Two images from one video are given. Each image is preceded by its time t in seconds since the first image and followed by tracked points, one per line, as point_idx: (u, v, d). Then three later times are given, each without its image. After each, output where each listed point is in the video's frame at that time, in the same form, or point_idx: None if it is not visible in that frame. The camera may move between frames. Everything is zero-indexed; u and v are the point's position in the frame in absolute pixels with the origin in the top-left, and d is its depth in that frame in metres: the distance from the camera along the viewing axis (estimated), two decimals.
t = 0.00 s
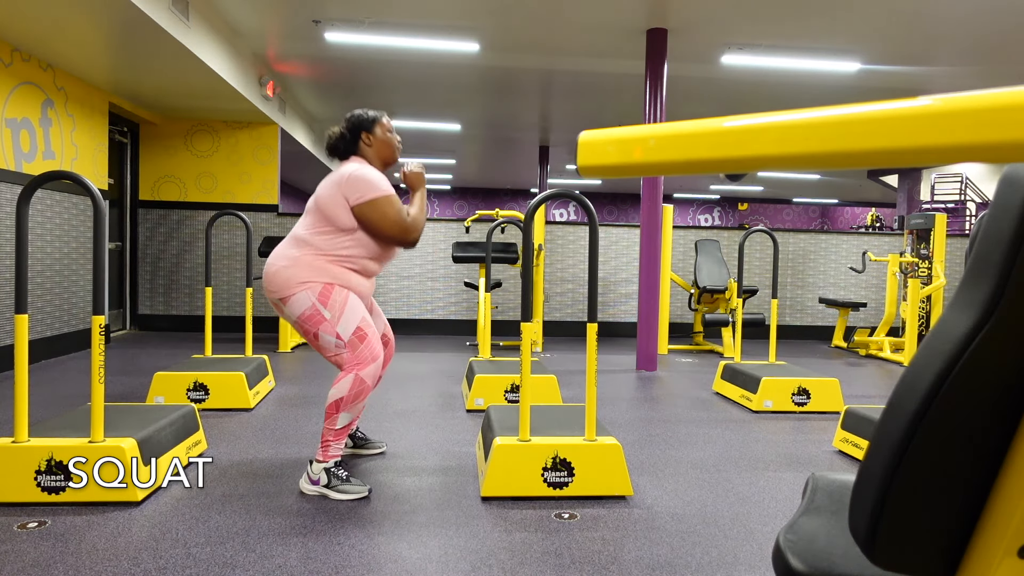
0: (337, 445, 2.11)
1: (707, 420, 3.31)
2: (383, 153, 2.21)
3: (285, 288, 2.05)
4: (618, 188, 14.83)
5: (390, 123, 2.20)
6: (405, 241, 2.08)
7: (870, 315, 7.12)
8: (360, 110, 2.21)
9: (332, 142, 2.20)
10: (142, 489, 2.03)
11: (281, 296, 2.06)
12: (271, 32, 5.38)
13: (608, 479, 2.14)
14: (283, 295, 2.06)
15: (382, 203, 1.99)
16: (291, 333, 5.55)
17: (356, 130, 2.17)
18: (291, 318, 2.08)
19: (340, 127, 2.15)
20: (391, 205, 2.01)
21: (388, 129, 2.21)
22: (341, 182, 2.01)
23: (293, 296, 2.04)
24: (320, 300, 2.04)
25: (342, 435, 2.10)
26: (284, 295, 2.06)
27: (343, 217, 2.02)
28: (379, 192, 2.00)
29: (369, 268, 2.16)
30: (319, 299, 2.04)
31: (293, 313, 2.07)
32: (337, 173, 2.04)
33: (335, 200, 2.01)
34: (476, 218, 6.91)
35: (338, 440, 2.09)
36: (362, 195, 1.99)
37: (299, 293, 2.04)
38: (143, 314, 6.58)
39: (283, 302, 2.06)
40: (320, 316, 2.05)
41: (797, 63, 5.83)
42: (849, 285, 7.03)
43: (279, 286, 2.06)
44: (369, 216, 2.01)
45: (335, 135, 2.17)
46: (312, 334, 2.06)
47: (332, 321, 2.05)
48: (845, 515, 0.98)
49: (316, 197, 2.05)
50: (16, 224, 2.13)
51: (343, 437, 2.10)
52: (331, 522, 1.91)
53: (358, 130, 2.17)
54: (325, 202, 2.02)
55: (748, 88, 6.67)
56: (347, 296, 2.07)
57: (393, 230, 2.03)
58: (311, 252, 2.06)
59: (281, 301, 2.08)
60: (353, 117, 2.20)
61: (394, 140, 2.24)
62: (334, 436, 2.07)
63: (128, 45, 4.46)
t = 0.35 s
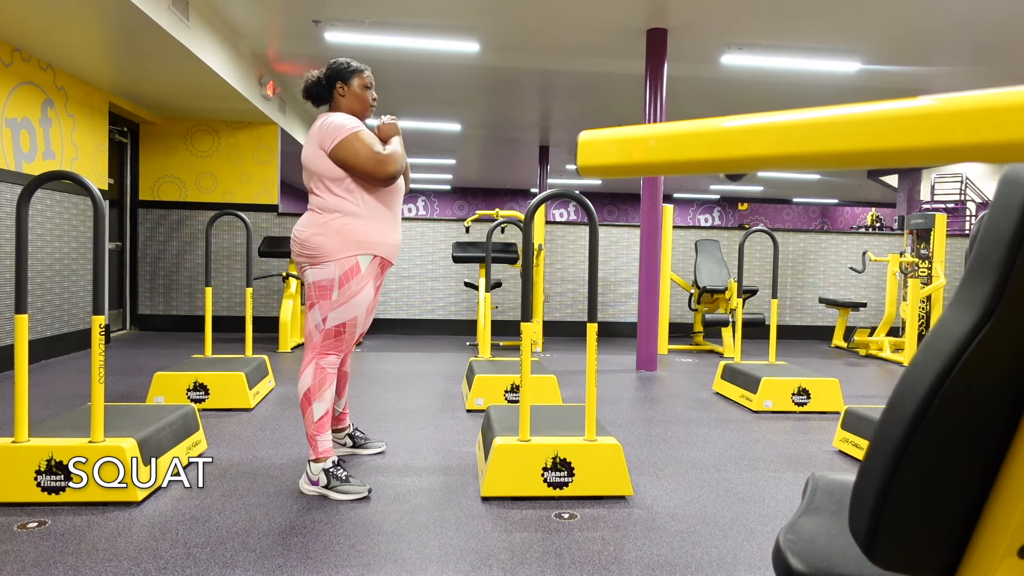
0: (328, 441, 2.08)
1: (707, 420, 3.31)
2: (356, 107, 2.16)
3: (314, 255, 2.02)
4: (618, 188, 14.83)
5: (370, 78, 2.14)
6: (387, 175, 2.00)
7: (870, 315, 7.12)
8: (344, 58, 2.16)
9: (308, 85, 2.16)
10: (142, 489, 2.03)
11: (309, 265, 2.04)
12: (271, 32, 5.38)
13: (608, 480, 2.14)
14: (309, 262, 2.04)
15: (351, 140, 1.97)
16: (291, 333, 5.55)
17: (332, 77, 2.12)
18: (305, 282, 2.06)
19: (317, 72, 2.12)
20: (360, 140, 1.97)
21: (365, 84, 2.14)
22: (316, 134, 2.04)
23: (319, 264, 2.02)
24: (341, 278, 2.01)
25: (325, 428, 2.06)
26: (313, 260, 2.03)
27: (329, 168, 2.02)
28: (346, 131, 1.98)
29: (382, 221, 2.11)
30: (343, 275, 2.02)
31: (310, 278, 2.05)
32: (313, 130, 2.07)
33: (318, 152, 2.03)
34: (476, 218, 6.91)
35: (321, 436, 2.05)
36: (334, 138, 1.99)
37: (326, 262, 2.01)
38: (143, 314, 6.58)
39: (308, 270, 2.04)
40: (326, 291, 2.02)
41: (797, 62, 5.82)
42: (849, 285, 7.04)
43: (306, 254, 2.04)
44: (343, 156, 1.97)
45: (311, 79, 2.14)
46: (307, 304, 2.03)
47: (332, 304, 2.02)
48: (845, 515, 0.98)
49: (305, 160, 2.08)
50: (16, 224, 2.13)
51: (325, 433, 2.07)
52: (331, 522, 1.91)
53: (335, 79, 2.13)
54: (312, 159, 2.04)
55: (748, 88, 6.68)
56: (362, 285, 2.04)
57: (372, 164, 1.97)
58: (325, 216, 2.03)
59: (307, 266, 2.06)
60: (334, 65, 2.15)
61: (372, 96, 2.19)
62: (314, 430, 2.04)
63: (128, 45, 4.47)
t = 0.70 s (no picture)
0: (359, 429, 2.10)
1: (707, 420, 3.31)
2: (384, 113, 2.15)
3: (335, 262, 2.04)
4: (618, 188, 14.84)
5: (403, 88, 2.11)
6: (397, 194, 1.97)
7: (870, 315, 7.12)
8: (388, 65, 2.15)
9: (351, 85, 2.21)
10: (142, 489, 2.03)
11: (334, 272, 2.05)
12: (271, 32, 5.38)
13: (608, 480, 2.14)
14: (334, 268, 2.05)
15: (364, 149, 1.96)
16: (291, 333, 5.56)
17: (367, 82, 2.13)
18: (335, 289, 2.07)
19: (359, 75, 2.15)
20: (378, 150, 1.96)
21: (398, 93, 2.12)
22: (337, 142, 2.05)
23: (344, 268, 2.03)
24: (372, 275, 2.03)
25: (363, 416, 2.09)
26: (336, 267, 2.04)
27: (347, 174, 2.03)
28: (369, 139, 1.97)
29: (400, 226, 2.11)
30: (371, 274, 2.03)
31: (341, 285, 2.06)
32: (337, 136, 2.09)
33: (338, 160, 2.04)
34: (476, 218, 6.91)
35: (355, 425, 2.08)
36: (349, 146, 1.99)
37: (350, 265, 2.02)
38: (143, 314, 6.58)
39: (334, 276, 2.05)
40: (368, 289, 2.03)
41: (796, 63, 5.83)
42: (849, 285, 7.03)
43: (328, 261, 2.05)
44: (359, 165, 1.97)
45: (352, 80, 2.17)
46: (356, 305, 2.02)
47: (377, 298, 2.03)
48: (845, 515, 0.98)
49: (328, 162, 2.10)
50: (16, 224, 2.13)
51: (360, 421, 2.09)
52: (331, 522, 1.90)
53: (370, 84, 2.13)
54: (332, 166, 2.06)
55: (748, 88, 6.68)
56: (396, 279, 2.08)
57: (385, 179, 1.95)
58: (344, 220, 2.04)
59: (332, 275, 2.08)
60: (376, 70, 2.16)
61: (404, 107, 2.16)
62: (354, 418, 2.07)
63: (128, 45, 4.47)
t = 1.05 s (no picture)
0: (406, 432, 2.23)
1: (707, 420, 3.31)
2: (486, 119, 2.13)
3: (413, 261, 2.03)
4: (618, 188, 14.85)
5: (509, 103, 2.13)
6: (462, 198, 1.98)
7: (870, 315, 7.12)
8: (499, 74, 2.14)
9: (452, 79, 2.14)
10: (142, 489, 2.03)
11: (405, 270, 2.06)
12: (271, 32, 5.38)
13: (608, 480, 2.14)
14: (405, 267, 2.05)
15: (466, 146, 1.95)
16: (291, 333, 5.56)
17: (478, 84, 2.09)
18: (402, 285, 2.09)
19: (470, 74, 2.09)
20: (468, 152, 1.94)
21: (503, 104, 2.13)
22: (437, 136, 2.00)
23: (419, 270, 2.04)
24: (439, 284, 2.05)
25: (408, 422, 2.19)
26: (411, 266, 2.04)
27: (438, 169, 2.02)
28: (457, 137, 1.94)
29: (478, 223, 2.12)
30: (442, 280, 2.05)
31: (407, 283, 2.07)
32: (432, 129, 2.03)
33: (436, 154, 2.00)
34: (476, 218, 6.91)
35: (403, 429, 2.19)
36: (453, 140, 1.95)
37: (424, 269, 2.03)
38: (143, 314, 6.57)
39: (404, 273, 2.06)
40: (428, 296, 2.06)
41: (796, 63, 5.83)
42: (849, 285, 7.04)
43: (401, 259, 2.05)
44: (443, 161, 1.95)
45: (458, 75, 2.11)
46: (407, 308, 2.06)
47: (432, 308, 2.07)
48: (845, 515, 0.98)
49: (418, 153, 2.06)
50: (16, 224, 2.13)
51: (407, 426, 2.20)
52: (331, 523, 1.90)
53: (480, 87, 2.10)
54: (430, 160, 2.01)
55: (748, 88, 6.68)
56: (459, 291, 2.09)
57: (458, 181, 1.95)
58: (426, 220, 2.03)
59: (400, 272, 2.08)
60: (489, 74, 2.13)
61: (503, 119, 2.17)
62: (401, 423, 2.16)
63: (127, 45, 4.46)
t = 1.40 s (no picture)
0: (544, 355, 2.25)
1: (707, 420, 3.31)
2: (549, 58, 2.19)
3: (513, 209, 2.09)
4: (618, 189, 14.86)
5: (559, 29, 2.17)
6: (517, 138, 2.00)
7: (870, 315, 7.12)
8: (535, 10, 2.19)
9: (503, 42, 2.22)
10: (142, 489, 2.03)
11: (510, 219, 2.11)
12: (271, 32, 5.38)
13: (608, 480, 2.14)
14: (512, 217, 2.11)
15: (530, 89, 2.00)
16: (292, 334, 5.56)
17: (525, 31, 2.16)
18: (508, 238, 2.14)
19: (513, 26, 2.16)
20: (528, 93, 2.00)
21: (555, 34, 2.19)
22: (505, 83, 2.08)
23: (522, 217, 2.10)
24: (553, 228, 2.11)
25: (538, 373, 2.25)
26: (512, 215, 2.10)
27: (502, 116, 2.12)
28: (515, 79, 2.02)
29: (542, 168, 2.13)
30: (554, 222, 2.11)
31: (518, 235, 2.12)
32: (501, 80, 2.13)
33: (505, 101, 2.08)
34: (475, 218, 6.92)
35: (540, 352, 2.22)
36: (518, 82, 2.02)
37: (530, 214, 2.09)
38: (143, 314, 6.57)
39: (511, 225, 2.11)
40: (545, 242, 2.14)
41: (796, 63, 5.83)
42: (849, 285, 7.04)
43: (505, 209, 2.11)
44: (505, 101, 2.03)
45: (507, 35, 2.19)
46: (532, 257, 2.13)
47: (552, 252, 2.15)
48: (845, 515, 0.98)
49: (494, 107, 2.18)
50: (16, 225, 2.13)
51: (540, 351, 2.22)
52: (331, 522, 1.90)
53: (529, 32, 2.16)
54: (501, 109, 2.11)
55: (748, 88, 6.68)
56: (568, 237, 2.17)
57: (516, 120, 1.99)
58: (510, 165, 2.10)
59: (505, 223, 2.14)
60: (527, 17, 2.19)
61: (561, 47, 2.21)
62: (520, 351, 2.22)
63: (127, 45, 4.46)
